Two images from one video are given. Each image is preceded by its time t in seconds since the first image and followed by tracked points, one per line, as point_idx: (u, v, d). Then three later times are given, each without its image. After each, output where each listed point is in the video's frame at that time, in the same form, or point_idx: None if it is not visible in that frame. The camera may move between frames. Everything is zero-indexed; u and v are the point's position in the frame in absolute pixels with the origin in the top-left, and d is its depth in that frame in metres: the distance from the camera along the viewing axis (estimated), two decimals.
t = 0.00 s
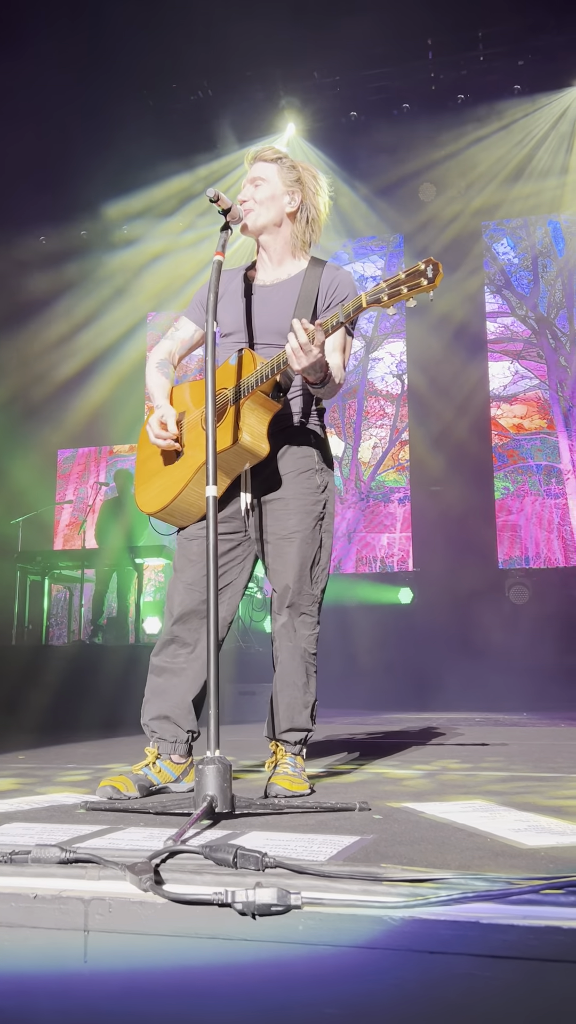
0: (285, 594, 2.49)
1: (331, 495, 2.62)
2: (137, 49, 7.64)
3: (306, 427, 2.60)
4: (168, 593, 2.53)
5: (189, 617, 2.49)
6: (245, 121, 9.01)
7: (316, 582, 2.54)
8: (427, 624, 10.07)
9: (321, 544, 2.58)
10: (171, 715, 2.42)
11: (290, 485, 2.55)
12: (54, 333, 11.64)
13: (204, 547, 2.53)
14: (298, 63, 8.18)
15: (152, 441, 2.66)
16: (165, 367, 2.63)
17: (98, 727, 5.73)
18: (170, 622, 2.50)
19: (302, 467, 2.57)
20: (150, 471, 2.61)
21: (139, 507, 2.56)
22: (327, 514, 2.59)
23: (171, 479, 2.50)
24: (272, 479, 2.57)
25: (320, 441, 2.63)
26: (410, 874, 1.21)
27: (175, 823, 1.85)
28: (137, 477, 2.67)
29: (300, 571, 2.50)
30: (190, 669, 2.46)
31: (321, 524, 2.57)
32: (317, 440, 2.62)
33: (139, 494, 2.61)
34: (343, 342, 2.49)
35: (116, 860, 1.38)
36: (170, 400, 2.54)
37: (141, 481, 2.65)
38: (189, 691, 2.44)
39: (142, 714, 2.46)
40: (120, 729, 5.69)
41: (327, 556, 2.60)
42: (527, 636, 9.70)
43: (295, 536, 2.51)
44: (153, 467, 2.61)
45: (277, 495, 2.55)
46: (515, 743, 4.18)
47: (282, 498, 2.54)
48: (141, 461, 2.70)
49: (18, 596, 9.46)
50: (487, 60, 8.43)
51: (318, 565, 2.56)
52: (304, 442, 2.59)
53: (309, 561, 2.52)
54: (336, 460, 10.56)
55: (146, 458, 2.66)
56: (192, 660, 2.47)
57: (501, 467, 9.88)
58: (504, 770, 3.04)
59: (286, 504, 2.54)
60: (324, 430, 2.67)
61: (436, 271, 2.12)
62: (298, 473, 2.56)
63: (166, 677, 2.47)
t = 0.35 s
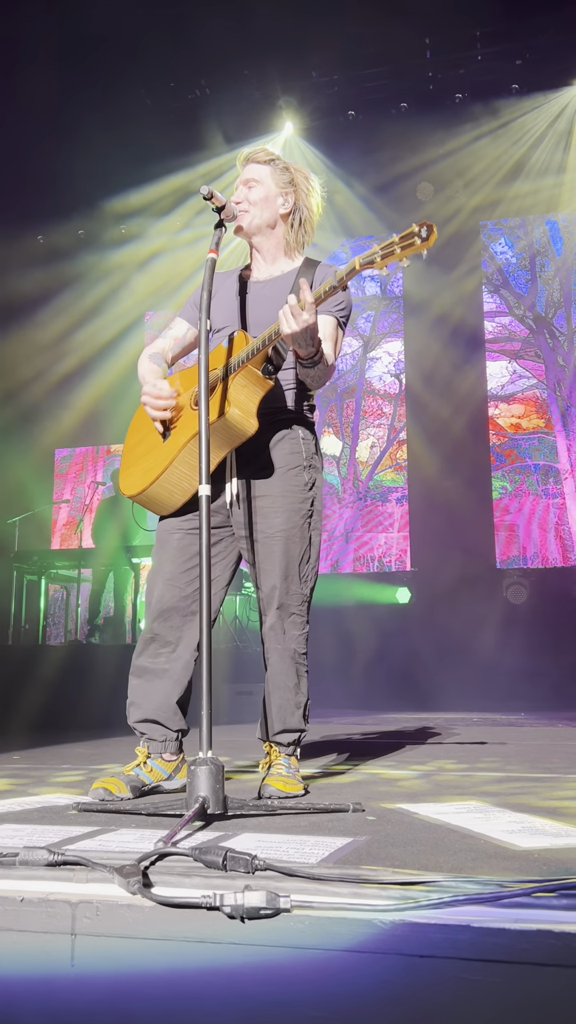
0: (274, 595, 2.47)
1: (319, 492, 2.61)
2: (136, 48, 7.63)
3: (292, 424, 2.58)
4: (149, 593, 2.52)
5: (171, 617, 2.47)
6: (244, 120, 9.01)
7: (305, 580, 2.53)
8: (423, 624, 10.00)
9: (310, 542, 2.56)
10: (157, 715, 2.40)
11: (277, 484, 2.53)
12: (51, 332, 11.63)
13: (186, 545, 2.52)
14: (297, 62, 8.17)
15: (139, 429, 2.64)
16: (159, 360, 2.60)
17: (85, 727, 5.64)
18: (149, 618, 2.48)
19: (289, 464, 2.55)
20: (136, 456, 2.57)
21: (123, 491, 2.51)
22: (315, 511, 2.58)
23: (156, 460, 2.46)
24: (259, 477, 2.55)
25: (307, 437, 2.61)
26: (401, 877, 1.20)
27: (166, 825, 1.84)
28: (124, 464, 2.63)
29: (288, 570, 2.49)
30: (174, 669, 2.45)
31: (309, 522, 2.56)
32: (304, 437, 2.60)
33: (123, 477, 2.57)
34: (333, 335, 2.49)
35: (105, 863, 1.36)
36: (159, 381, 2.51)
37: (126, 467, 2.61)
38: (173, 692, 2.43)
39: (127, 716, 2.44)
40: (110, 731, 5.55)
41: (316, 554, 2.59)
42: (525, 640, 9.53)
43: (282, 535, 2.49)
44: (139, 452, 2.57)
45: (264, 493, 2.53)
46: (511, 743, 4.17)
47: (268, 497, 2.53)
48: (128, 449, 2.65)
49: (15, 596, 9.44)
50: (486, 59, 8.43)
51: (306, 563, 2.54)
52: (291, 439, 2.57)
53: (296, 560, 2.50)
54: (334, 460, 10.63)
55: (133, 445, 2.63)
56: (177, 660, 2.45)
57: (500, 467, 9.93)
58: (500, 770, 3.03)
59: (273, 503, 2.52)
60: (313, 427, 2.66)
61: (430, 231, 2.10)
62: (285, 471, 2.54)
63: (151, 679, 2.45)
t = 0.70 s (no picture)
0: (277, 596, 2.48)
1: (323, 494, 2.61)
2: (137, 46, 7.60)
3: (298, 428, 2.58)
4: (152, 593, 2.52)
5: (173, 616, 2.47)
6: (245, 120, 9.01)
7: (309, 582, 2.53)
8: (425, 623, 10.04)
9: (315, 543, 2.56)
10: (157, 715, 2.41)
11: (281, 486, 2.54)
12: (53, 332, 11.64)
13: (190, 545, 2.52)
14: (299, 62, 8.18)
15: (144, 436, 2.63)
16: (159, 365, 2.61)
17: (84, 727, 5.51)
18: (153, 618, 2.48)
19: (295, 467, 2.55)
20: (142, 464, 2.57)
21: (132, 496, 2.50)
22: (320, 514, 2.58)
23: (165, 465, 2.47)
24: (264, 479, 2.55)
25: (312, 440, 2.60)
26: (401, 882, 1.20)
27: (167, 827, 1.84)
28: (130, 471, 2.62)
29: (292, 572, 2.48)
30: (176, 669, 2.45)
31: (313, 525, 2.56)
32: (309, 439, 2.59)
33: (131, 487, 2.57)
34: (335, 330, 2.48)
35: (103, 868, 1.36)
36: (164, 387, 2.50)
37: (133, 475, 2.61)
38: (175, 691, 2.43)
39: (128, 715, 2.44)
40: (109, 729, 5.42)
41: (320, 556, 2.59)
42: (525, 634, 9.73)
43: (287, 536, 2.49)
44: (146, 460, 2.57)
45: (270, 495, 2.53)
46: (513, 743, 4.17)
47: (273, 499, 2.53)
48: (134, 456, 2.65)
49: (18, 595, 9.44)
50: (488, 58, 8.41)
51: (310, 565, 2.54)
52: (296, 441, 2.57)
53: (301, 562, 2.50)
54: (336, 460, 10.53)
55: (138, 452, 2.62)
56: (179, 660, 2.46)
57: (502, 466, 9.89)
58: (501, 771, 3.03)
59: (278, 504, 2.52)
60: (317, 430, 2.66)
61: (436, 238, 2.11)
62: (290, 473, 2.54)
63: (153, 678, 2.46)
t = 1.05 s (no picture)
0: (288, 597, 2.48)
1: (333, 495, 2.62)
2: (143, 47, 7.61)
3: (309, 429, 2.59)
4: (168, 597, 2.53)
5: (190, 620, 2.49)
6: (252, 120, 9.01)
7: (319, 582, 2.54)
8: (435, 623, 10.06)
9: (325, 545, 2.57)
10: (172, 718, 2.42)
11: (293, 487, 2.54)
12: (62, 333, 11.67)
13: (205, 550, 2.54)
14: (305, 62, 8.18)
15: (155, 441, 2.64)
16: (165, 367, 2.61)
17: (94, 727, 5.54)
18: (169, 623, 2.50)
19: (306, 468, 2.56)
20: (156, 471, 2.59)
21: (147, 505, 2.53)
22: (330, 515, 2.59)
23: (179, 473, 2.48)
24: (276, 480, 2.56)
25: (322, 441, 2.61)
26: (409, 884, 1.21)
27: (176, 828, 1.84)
28: (144, 478, 2.64)
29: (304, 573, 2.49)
30: (191, 672, 2.46)
31: (324, 526, 2.57)
32: (320, 441, 2.60)
33: (145, 492, 2.58)
34: (347, 334, 2.46)
35: (113, 869, 1.37)
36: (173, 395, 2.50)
37: (147, 482, 2.62)
38: (190, 695, 2.44)
39: (143, 718, 2.45)
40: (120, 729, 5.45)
41: (330, 557, 2.60)
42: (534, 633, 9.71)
43: (299, 537, 2.50)
44: (159, 466, 2.58)
45: (282, 496, 2.54)
46: (522, 743, 4.17)
47: (285, 500, 2.54)
48: (146, 462, 2.66)
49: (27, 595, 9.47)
50: (496, 56, 8.38)
51: (321, 566, 2.55)
52: (307, 442, 2.57)
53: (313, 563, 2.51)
54: (344, 459, 10.45)
55: (150, 458, 2.64)
56: (195, 663, 2.47)
57: (510, 465, 9.88)
58: (511, 771, 3.03)
59: (290, 505, 2.53)
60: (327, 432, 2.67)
61: (447, 243, 2.13)
62: (302, 475, 2.55)
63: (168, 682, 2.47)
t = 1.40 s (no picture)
0: (309, 596, 2.50)
1: (354, 494, 2.63)
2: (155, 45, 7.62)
3: (330, 428, 2.60)
4: (188, 594, 2.55)
5: (210, 618, 2.51)
6: (265, 118, 9.00)
7: (341, 581, 2.55)
8: (451, 619, 10.07)
9: (346, 544, 2.59)
10: (192, 715, 2.45)
11: (314, 486, 2.56)
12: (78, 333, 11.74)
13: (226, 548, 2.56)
14: (319, 58, 8.17)
15: (175, 442, 2.67)
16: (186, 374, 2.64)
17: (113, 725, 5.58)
18: (190, 620, 2.52)
19: (328, 466, 2.57)
20: (176, 471, 2.61)
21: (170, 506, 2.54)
22: (351, 515, 2.61)
23: (201, 471, 2.50)
24: (297, 478, 2.58)
25: (343, 440, 2.63)
26: (429, 877, 1.23)
27: (196, 823, 1.87)
28: (163, 481, 2.66)
29: (325, 572, 2.51)
30: (212, 670, 2.49)
31: (346, 525, 2.58)
32: (341, 440, 2.62)
33: (166, 493, 2.61)
34: (366, 334, 2.47)
35: (138, 861, 1.41)
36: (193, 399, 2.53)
37: (168, 482, 2.64)
38: (211, 693, 2.47)
39: (164, 715, 2.48)
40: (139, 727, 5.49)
41: (351, 556, 2.61)
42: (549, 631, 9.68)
43: (321, 536, 2.52)
44: (179, 466, 2.61)
45: (303, 494, 2.56)
46: (540, 740, 4.17)
47: (307, 498, 2.55)
48: (166, 464, 2.69)
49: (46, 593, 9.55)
50: (510, 51, 8.34)
51: (342, 565, 2.57)
52: (329, 441, 2.59)
53: (334, 562, 2.53)
54: (359, 457, 10.35)
55: (170, 460, 2.66)
56: (215, 661, 2.50)
57: (526, 463, 9.84)
58: (529, 769, 3.03)
59: (311, 504, 2.55)
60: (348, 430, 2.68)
61: (459, 221, 2.15)
62: (323, 474, 2.56)
63: (189, 679, 2.50)
